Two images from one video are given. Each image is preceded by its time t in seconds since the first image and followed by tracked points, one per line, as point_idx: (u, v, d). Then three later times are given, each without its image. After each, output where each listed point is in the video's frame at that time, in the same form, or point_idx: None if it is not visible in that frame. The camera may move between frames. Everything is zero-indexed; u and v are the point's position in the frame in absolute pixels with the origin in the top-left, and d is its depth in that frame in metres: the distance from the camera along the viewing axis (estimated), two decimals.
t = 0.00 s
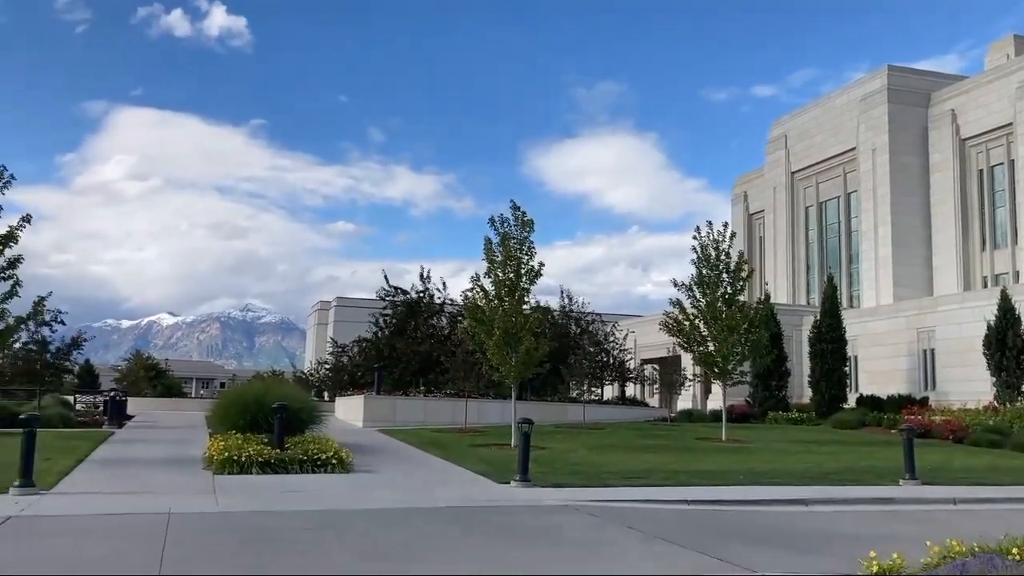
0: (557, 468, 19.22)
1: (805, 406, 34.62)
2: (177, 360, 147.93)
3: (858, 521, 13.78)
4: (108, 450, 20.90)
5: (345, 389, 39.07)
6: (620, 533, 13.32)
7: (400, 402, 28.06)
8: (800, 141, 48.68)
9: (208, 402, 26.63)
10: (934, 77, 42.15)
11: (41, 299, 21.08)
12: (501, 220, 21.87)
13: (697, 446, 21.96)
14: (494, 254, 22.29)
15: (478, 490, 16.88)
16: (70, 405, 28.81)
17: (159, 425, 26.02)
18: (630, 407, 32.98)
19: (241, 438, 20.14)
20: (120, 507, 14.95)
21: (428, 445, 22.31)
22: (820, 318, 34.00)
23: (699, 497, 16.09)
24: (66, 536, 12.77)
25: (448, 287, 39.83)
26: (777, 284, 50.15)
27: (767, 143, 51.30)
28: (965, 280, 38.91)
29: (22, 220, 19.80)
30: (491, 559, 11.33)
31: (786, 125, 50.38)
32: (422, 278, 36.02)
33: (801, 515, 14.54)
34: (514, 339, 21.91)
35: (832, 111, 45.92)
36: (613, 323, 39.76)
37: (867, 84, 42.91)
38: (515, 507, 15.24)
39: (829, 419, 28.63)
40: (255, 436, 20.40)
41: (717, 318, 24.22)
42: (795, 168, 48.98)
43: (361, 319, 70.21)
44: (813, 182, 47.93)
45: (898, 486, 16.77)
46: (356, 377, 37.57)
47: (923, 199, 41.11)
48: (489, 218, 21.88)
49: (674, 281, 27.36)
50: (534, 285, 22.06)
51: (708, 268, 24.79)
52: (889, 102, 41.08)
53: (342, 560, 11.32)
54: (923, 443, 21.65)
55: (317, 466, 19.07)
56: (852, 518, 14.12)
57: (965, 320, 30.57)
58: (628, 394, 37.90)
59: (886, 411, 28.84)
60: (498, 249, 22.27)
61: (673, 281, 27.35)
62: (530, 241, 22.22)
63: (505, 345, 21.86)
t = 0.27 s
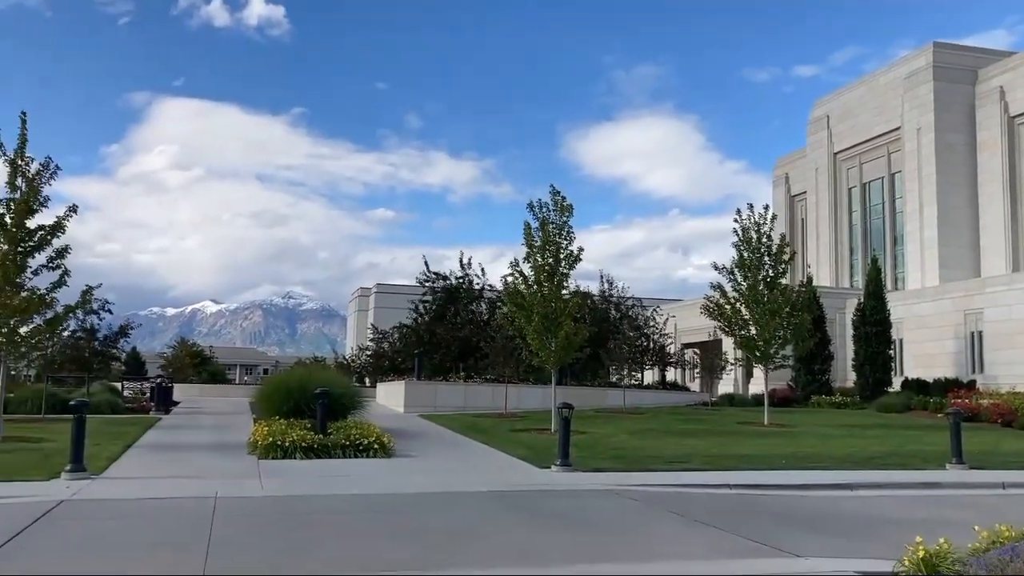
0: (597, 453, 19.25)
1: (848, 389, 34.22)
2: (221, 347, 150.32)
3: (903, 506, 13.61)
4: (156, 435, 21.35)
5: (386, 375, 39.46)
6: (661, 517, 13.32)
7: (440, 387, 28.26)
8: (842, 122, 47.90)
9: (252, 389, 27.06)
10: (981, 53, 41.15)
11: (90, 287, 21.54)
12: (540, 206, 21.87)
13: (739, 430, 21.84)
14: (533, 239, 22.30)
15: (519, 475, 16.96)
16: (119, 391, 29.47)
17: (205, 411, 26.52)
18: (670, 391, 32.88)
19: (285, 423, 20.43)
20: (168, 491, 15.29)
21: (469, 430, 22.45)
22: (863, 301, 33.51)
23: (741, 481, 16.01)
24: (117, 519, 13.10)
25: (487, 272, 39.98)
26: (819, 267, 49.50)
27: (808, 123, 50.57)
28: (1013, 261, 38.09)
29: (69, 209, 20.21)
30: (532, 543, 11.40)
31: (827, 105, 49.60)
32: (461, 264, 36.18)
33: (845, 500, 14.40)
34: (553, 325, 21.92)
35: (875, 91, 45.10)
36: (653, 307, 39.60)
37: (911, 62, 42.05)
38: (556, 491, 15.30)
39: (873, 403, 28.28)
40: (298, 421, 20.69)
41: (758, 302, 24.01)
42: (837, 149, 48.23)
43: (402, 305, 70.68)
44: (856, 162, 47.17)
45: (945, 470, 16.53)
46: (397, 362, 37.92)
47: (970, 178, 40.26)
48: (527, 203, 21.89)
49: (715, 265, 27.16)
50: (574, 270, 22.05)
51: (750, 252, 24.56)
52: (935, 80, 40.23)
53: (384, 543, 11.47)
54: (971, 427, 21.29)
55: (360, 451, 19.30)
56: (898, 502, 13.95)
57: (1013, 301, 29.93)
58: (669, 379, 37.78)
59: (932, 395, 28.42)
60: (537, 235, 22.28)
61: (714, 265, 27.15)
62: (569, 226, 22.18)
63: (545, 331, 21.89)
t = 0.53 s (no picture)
0: (634, 442, 19.23)
1: (890, 378, 33.78)
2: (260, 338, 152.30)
3: (946, 496, 13.42)
4: (199, 425, 21.74)
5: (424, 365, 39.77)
6: (699, 506, 13.29)
7: (477, 377, 28.39)
8: (882, 106, 47.09)
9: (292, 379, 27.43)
10: None
11: (133, 280, 21.96)
12: (576, 195, 21.82)
13: (777, 420, 21.66)
14: (570, 228, 22.28)
15: (556, 464, 17.02)
16: (162, 382, 30.05)
17: (246, 401, 26.94)
18: (707, 380, 32.70)
19: (325, 413, 20.69)
20: (211, 480, 15.59)
21: (506, 420, 22.56)
22: (905, 288, 33.01)
23: (780, 471, 15.91)
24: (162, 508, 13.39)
25: (522, 262, 40.00)
26: (859, 254, 48.81)
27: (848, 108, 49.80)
28: None
29: (112, 204, 20.59)
30: (569, 532, 11.44)
31: (867, 90, 48.78)
32: (496, 255, 36.27)
33: (887, 489, 14.25)
34: (590, 314, 21.90)
35: (917, 74, 44.24)
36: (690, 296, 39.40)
37: (954, 44, 41.16)
38: (593, 481, 15.32)
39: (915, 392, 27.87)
40: (337, 411, 20.94)
41: (797, 290, 23.76)
42: (877, 134, 47.44)
43: (438, 297, 71.07)
44: (896, 147, 46.37)
45: (990, 460, 16.26)
46: (433, 353, 38.16)
47: (1015, 162, 39.37)
48: (563, 192, 21.84)
49: (754, 253, 26.88)
50: (610, 260, 22.00)
51: (788, 239, 24.28)
52: (979, 62, 39.34)
53: (423, 532, 11.60)
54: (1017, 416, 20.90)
55: (398, 441, 19.49)
56: (941, 492, 13.78)
57: None
58: (706, 368, 37.59)
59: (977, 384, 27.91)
60: (573, 224, 22.25)
61: (752, 253, 26.88)
62: (606, 216, 22.12)
63: (582, 320, 21.87)
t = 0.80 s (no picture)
0: (674, 435, 19.14)
1: (935, 368, 33.22)
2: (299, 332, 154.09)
3: (993, 489, 13.18)
4: (242, 418, 22.05)
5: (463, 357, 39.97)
6: (740, 499, 13.19)
7: (516, 369, 28.45)
8: (926, 92, 46.19)
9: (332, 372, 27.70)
10: None
11: (176, 276, 22.30)
12: (614, 186, 21.72)
13: (819, 412, 21.42)
14: (608, 220, 22.20)
15: (595, 456, 17.00)
16: (206, 375, 30.54)
17: (288, 394, 27.28)
18: (748, 372, 32.42)
19: (365, 406, 20.87)
20: (255, 472, 15.82)
21: (545, 412, 22.58)
22: (950, 277, 32.41)
23: (823, 463, 15.73)
24: (207, 499, 13.62)
25: (560, 255, 39.96)
26: (903, 243, 48.00)
27: (890, 95, 48.93)
28: None
29: (155, 201, 20.92)
30: (609, 524, 11.43)
31: (910, 76, 47.87)
32: (534, 247, 36.26)
33: (933, 481, 14.01)
34: (628, 306, 21.81)
35: (962, 59, 43.31)
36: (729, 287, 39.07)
37: (1001, 27, 40.20)
38: (633, 472, 15.28)
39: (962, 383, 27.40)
40: (377, 403, 21.10)
41: (840, 280, 23.45)
42: (921, 121, 46.56)
43: (475, 289, 71.26)
44: (941, 134, 45.47)
45: None
46: (472, 345, 38.30)
47: None
48: (601, 184, 21.76)
49: (795, 243, 26.57)
50: (649, 251, 21.88)
51: (830, 229, 23.95)
52: None
53: (463, 523, 11.67)
54: None
55: (438, 433, 19.60)
56: (988, 484, 13.54)
57: None
58: (747, 359, 37.27)
59: None
60: (611, 215, 22.16)
61: (793, 243, 26.58)
62: (644, 206, 21.98)
63: (620, 312, 21.79)
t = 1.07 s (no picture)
0: (706, 432, 19.01)
1: (972, 364, 32.72)
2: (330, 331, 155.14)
3: None
4: (275, 416, 22.25)
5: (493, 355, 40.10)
6: (773, 496, 13.06)
7: (547, 366, 28.43)
8: (961, 84, 45.47)
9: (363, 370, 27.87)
10: None
11: (210, 275, 22.56)
12: (643, 182, 21.63)
13: (853, 408, 21.17)
14: (637, 216, 22.11)
15: (627, 454, 16.94)
16: (239, 373, 30.87)
17: (320, 391, 27.47)
18: (780, 368, 32.13)
19: (396, 403, 20.96)
20: (288, 469, 15.95)
21: (576, 409, 22.56)
22: (987, 272, 31.90)
23: (858, 460, 15.55)
24: (240, 496, 13.76)
25: (589, 252, 39.86)
26: (938, 237, 47.31)
27: (924, 87, 48.23)
28: None
29: (188, 201, 21.16)
30: (641, 522, 11.38)
31: (945, 67, 47.14)
32: (563, 244, 36.21)
33: (971, 479, 13.79)
34: (659, 303, 21.72)
35: (998, 49, 42.57)
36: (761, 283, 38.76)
37: None
38: (664, 470, 15.21)
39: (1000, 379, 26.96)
40: (408, 400, 21.19)
41: (873, 275, 23.16)
42: (956, 113, 45.85)
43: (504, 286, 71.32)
44: (977, 126, 44.73)
45: None
46: (502, 342, 38.35)
47: None
48: (631, 180, 21.68)
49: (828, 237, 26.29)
50: (679, 247, 21.77)
51: (863, 223, 23.67)
52: None
53: (494, 521, 11.68)
54: None
55: (469, 430, 19.64)
56: None
57: None
58: (779, 356, 36.95)
59: None
60: (641, 212, 22.07)
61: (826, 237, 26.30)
62: (674, 202, 21.87)
63: (651, 309, 21.70)
